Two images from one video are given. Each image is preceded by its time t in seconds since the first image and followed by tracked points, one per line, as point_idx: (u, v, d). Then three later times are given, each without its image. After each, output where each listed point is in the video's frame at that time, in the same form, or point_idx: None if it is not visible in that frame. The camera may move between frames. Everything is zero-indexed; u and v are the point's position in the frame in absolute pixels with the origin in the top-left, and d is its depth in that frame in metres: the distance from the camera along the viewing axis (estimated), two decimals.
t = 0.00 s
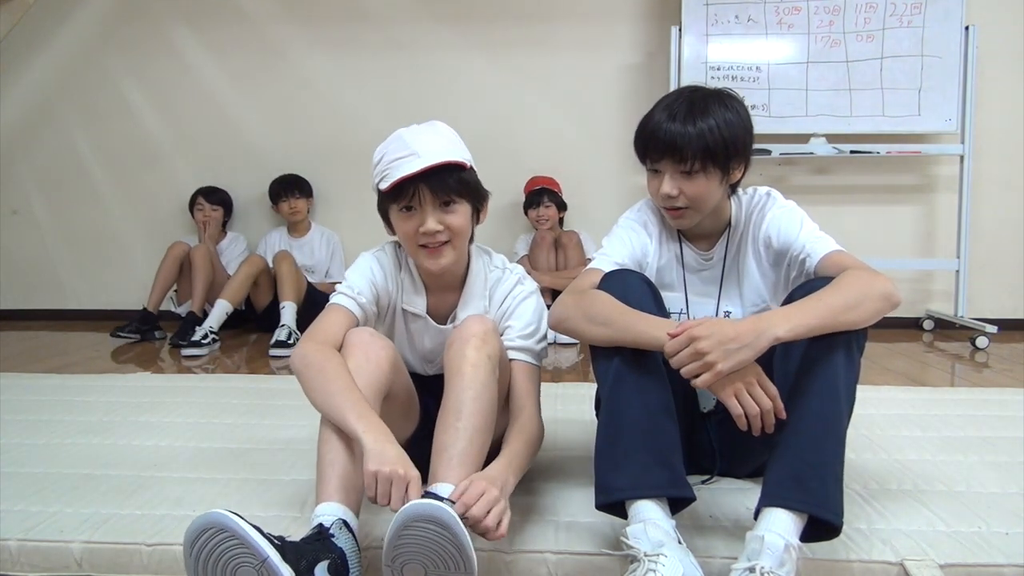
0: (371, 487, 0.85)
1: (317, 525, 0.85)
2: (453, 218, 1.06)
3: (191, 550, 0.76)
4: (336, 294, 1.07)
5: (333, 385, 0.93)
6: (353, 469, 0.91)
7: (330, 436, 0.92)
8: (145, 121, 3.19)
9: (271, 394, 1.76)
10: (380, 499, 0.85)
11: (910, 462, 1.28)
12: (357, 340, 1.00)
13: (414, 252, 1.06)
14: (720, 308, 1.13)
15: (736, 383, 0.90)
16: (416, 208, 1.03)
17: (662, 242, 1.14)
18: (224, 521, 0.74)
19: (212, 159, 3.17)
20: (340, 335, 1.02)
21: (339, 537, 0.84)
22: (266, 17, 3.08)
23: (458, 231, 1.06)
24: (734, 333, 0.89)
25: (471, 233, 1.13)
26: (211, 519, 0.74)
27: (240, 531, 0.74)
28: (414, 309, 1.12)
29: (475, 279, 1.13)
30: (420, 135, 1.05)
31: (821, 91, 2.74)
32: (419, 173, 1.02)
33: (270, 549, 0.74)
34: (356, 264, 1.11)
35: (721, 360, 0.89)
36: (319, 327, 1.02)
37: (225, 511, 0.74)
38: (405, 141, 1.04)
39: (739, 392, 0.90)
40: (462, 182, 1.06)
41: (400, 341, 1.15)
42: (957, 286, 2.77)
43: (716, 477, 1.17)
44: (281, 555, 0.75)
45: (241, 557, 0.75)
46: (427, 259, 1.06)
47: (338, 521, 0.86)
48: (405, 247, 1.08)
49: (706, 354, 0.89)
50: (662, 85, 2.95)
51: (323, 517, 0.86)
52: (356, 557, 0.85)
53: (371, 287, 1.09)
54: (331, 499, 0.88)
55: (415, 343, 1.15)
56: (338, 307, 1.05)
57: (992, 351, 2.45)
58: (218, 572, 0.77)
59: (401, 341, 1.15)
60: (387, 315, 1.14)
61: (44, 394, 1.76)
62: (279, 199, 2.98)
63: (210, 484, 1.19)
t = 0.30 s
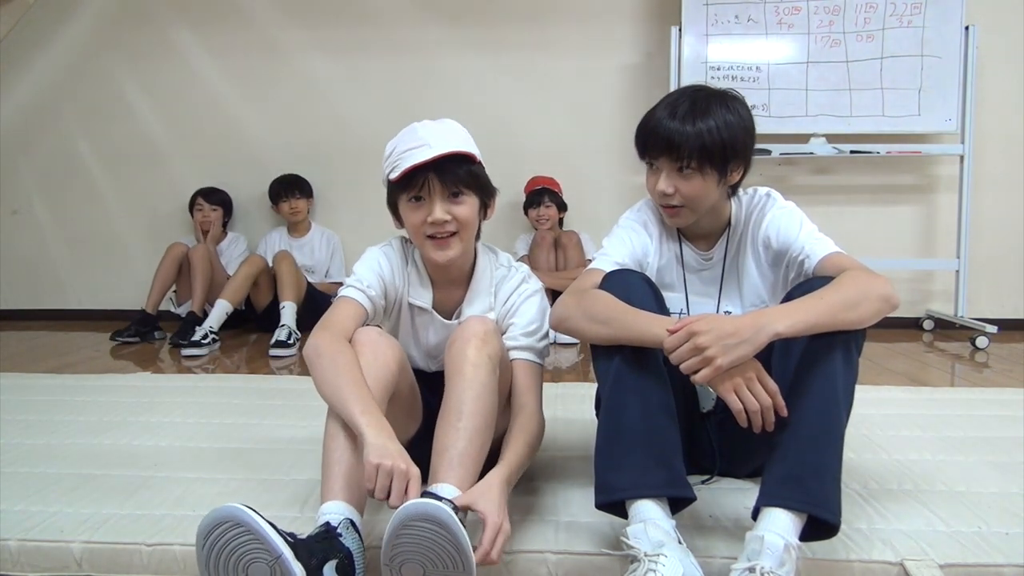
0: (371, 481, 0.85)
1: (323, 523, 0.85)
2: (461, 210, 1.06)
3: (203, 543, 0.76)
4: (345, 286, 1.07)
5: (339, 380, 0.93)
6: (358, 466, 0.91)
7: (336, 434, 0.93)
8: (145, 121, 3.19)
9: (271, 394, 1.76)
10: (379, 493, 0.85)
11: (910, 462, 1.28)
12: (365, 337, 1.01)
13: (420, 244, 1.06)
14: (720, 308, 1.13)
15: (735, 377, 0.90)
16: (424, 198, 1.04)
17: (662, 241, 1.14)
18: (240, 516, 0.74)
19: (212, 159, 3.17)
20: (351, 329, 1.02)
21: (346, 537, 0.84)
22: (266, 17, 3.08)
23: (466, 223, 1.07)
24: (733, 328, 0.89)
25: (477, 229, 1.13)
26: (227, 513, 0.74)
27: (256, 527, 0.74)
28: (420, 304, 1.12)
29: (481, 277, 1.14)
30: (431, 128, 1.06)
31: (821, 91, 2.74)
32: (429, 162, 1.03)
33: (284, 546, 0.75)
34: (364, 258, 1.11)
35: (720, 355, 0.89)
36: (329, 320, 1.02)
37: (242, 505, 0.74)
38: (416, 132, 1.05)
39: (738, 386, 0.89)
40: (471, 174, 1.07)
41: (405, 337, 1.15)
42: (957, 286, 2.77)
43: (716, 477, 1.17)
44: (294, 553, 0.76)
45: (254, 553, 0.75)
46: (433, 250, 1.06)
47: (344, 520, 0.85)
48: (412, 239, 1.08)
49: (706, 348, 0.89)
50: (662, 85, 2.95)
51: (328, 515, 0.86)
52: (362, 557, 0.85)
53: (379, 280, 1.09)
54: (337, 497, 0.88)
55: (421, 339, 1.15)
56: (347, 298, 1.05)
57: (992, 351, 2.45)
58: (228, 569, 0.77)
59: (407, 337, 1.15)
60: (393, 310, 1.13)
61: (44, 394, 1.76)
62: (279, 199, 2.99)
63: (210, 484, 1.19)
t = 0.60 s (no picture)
0: (371, 482, 0.84)
1: (325, 522, 0.85)
2: (469, 209, 1.06)
3: (209, 542, 0.76)
4: (348, 284, 1.07)
5: (341, 379, 0.93)
6: (359, 466, 0.91)
7: (337, 434, 0.92)
8: (145, 121, 3.19)
9: (271, 393, 1.76)
10: (379, 495, 0.84)
11: (911, 462, 1.28)
12: (366, 337, 1.00)
13: (427, 242, 1.06)
14: (720, 308, 1.14)
15: (733, 383, 0.90)
16: (435, 196, 1.04)
17: (662, 241, 1.14)
18: (247, 515, 0.74)
19: (212, 159, 3.17)
20: (353, 329, 1.02)
21: (348, 536, 0.84)
22: (266, 17, 3.08)
23: (474, 221, 1.07)
24: (732, 333, 0.89)
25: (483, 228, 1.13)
26: (235, 511, 0.74)
27: (263, 526, 0.74)
28: (423, 304, 1.12)
29: (485, 279, 1.14)
30: (439, 127, 1.06)
31: (821, 91, 2.74)
32: (439, 159, 1.03)
33: (291, 546, 0.75)
34: (368, 255, 1.11)
35: (718, 361, 0.89)
36: (331, 319, 1.02)
37: (250, 504, 0.74)
38: (425, 131, 1.05)
39: (736, 393, 0.89)
40: (480, 173, 1.07)
41: (405, 336, 1.15)
42: (957, 286, 2.78)
43: (716, 477, 1.17)
44: (300, 553, 0.76)
45: (260, 552, 0.75)
46: (441, 248, 1.06)
47: (345, 520, 0.86)
48: (417, 237, 1.08)
49: (704, 354, 0.89)
50: (662, 85, 2.95)
51: (330, 515, 0.86)
52: (365, 556, 0.85)
53: (383, 280, 1.09)
54: (338, 497, 0.88)
55: (422, 338, 1.15)
56: (350, 297, 1.05)
57: (992, 351, 2.45)
58: (233, 567, 0.77)
59: (408, 336, 1.15)
60: (396, 309, 1.13)
61: (45, 394, 1.76)
62: (279, 199, 2.99)
63: (210, 484, 1.19)
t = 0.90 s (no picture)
0: (370, 484, 0.84)
1: (325, 522, 0.85)
2: (473, 211, 1.06)
3: (208, 543, 0.76)
4: (348, 286, 1.07)
5: (340, 380, 0.93)
6: (359, 467, 0.91)
7: (337, 434, 0.92)
8: (145, 121, 3.19)
9: (271, 394, 1.76)
10: (378, 497, 0.84)
11: (911, 462, 1.28)
12: (365, 337, 1.01)
13: (430, 243, 1.06)
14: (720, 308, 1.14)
15: (733, 374, 0.90)
16: (439, 198, 1.04)
17: (662, 242, 1.14)
18: (245, 515, 0.73)
19: (212, 159, 3.17)
20: (353, 330, 1.02)
21: (348, 537, 0.84)
22: (266, 17, 3.08)
23: (477, 223, 1.07)
24: (731, 326, 0.89)
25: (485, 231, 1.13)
26: (233, 512, 0.74)
27: (261, 527, 0.74)
28: (424, 305, 1.12)
29: (485, 280, 1.14)
30: (443, 128, 1.06)
31: (821, 91, 2.74)
32: (444, 161, 1.03)
33: (289, 546, 0.74)
34: (368, 257, 1.11)
35: (718, 352, 0.89)
36: (331, 319, 1.02)
37: (249, 505, 0.74)
38: (428, 132, 1.05)
39: (736, 384, 0.89)
40: (484, 176, 1.08)
41: (406, 337, 1.15)
42: (957, 286, 2.77)
43: (715, 477, 1.17)
44: (298, 553, 0.75)
45: (259, 552, 0.75)
46: (444, 250, 1.06)
47: (345, 520, 0.86)
48: (420, 239, 1.08)
49: (703, 345, 0.89)
50: (662, 85, 2.95)
51: (331, 515, 0.86)
52: (365, 557, 0.85)
53: (383, 281, 1.09)
54: (338, 497, 0.88)
55: (423, 340, 1.15)
56: (350, 298, 1.05)
57: (992, 351, 2.45)
58: (232, 567, 0.77)
59: (409, 337, 1.15)
60: (396, 309, 1.13)
61: (45, 394, 1.75)
62: (278, 199, 2.98)
63: (210, 484, 1.19)
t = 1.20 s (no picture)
0: (369, 485, 0.84)
1: (326, 522, 0.85)
2: (469, 210, 1.06)
3: (206, 542, 0.76)
4: (348, 285, 1.07)
5: (340, 380, 0.93)
6: (359, 468, 0.91)
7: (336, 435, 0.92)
8: (145, 121, 3.19)
9: (271, 394, 1.76)
10: (378, 498, 0.84)
11: (911, 462, 1.28)
12: (365, 337, 1.01)
13: (427, 243, 1.05)
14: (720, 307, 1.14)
15: (737, 376, 0.90)
16: (434, 198, 1.04)
17: (662, 242, 1.14)
18: (242, 515, 0.73)
19: (212, 159, 3.17)
20: (352, 330, 1.02)
21: (348, 537, 0.84)
22: (266, 17, 3.08)
23: (474, 222, 1.06)
24: (735, 326, 0.89)
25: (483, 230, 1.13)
26: (231, 511, 0.73)
27: (258, 527, 0.73)
28: (424, 304, 1.12)
29: (485, 279, 1.14)
30: (439, 129, 1.06)
31: (821, 91, 2.74)
32: (439, 161, 1.03)
33: (287, 546, 0.74)
34: (368, 257, 1.11)
35: (722, 353, 0.89)
36: (331, 320, 1.02)
37: (247, 505, 0.74)
38: (424, 133, 1.05)
39: (739, 386, 0.89)
40: (481, 175, 1.07)
41: (406, 336, 1.15)
42: (957, 286, 2.77)
43: (715, 477, 1.17)
44: (295, 553, 0.75)
45: (257, 552, 0.75)
46: (441, 249, 1.05)
47: (346, 520, 0.86)
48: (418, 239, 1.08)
49: (707, 346, 0.89)
50: (662, 85, 2.95)
51: (331, 514, 0.86)
52: (365, 557, 0.85)
53: (383, 280, 1.09)
54: (338, 497, 0.88)
55: (423, 339, 1.15)
56: (350, 298, 1.05)
57: (992, 351, 2.45)
58: (230, 567, 0.77)
59: (409, 336, 1.15)
60: (396, 309, 1.13)
61: (45, 394, 1.75)
62: (278, 199, 2.98)
63: (211, 484, 1.19)
